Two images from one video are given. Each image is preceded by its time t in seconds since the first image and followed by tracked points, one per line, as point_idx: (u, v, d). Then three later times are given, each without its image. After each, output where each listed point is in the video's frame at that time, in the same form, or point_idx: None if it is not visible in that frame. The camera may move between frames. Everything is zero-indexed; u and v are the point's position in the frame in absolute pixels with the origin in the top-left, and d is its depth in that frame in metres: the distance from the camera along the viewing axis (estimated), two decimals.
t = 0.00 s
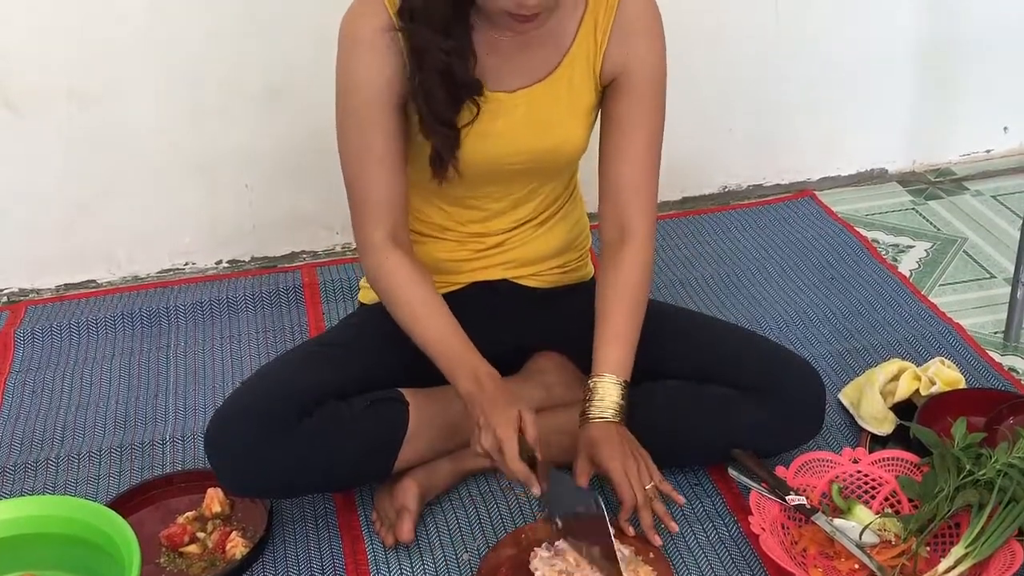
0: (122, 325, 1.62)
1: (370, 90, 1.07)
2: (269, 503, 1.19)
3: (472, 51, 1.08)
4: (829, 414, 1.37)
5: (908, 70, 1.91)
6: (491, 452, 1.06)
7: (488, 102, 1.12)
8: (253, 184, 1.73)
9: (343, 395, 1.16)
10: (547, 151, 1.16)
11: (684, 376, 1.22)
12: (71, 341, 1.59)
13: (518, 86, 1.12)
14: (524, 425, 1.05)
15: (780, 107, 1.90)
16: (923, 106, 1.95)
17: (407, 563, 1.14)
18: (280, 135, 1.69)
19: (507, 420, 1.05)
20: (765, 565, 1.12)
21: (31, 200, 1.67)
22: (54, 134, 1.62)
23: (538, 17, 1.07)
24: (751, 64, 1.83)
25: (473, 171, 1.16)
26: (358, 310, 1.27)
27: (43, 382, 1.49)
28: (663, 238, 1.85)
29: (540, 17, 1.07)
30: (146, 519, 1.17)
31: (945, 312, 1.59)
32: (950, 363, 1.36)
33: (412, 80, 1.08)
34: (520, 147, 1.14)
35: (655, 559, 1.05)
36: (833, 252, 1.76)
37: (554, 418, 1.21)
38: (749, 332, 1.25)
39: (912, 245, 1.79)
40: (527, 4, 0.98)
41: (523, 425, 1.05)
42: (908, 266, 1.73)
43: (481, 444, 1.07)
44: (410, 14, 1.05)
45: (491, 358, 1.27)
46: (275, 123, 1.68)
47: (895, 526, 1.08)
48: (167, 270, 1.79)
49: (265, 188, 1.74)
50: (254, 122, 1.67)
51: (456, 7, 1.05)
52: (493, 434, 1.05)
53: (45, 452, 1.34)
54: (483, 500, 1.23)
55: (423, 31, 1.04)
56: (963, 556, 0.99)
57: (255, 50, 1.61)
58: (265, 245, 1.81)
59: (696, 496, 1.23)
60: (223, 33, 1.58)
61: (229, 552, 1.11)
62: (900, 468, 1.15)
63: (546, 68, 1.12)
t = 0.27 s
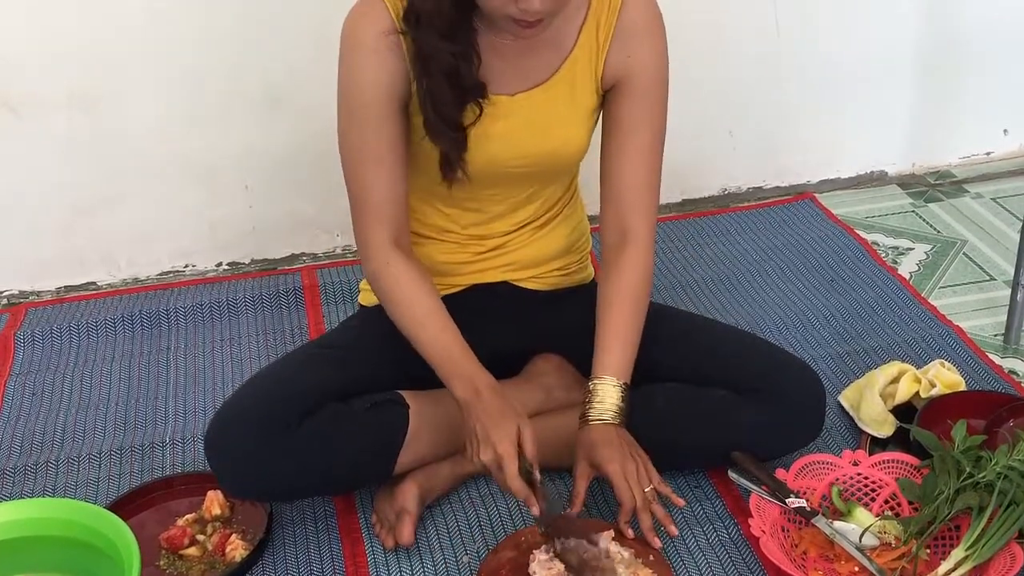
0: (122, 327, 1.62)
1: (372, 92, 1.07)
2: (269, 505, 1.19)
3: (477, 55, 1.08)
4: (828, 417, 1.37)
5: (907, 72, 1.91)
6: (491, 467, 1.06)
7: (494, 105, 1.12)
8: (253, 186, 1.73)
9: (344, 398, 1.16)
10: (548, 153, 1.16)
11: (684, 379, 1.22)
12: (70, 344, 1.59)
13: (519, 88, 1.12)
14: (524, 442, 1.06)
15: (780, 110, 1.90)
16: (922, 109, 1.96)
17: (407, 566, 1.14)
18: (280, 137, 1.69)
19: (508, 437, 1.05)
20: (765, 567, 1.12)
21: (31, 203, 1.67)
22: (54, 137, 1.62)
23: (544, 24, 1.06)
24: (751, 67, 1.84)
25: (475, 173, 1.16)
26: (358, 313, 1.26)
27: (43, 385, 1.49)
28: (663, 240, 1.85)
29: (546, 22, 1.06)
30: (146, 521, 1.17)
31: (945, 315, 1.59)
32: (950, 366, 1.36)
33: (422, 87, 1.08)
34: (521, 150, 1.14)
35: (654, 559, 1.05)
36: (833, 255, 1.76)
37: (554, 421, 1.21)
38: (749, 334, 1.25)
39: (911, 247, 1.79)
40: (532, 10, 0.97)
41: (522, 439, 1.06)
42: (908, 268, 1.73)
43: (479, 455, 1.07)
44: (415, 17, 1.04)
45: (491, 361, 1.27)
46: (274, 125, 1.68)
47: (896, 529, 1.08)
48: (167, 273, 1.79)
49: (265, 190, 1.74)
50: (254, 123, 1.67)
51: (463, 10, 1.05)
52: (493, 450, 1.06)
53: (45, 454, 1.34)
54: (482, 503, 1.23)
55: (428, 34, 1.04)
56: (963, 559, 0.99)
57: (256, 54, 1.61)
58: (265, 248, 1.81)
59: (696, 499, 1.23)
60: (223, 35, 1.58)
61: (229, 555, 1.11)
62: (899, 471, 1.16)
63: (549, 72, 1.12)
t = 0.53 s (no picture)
0: (122, 330, 1.62)
1: (373, 94, 1.07)
2: (269, 509, 1.19)
3: (479, 57, 1.08)
4: (829, 420, 1.37)
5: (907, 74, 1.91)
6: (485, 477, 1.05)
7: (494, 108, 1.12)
8: (253, 188, 1.73)
9: (344, 401, 1.16)
10: (549, 156, 1.16)
11: (684, 382, 1.22)
12: (71, 347, 1.59)
13: (520, 91, 1.12)
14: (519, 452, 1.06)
15: (780, 112, 1.90)
16: (922, 112, 1.96)
17: (407, 569, 1.14)
18: (281, 140, 1.69)
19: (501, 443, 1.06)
20: (765, 570, 1.12)
21: (31, 206, 1.67)
22: (54, 140, 1.62)
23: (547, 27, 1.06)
24: (751, 69, 1.84)
25: (476, 176, 1.16)
26: (359, 316, 1.27)
27: (43, 388, 1.49)
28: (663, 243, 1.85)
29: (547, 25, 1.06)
30: (146, 524, 1.17)
31: (945, 318, 1.59)
32: (950, 369, 1.36)
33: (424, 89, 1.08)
34: (523, 153, 1.14)
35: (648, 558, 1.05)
36: (833, 257, 1.76)
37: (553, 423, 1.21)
38: (749, 337, 1.25)
39: (911, 250, 1.79)
40: (534, 13, 0.97)
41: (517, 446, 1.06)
42: (908, 271, 1.73)
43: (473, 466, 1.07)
44: (417, 18, 1.04)
45: (491, 363, 1.27)
46: (274, 127, 1.68)
47: (895, 532, 1.07)
48: (167, 275, 1.79)
49: (266, 193, 1.74)
50: (254, 126, 1.67)
51: (465, 13, 1.05)
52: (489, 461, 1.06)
53: (45, 457, 1.34)
54: (483, 506, 1.23)
55: (429, 36, 1.04)
56: (964, 562, 1.00)
57: (255, 56, 1.61)
58: (265, 250, 1.81)
59: (696, 502, 1.23)
60: (223, 38, 1.59)
61: (229, 558, 1.11)
62: (900, 474, 1.16)
63: (551, 75, 1.13)
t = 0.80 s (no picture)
0: (122, 334, 1.62)
1: (372, 96, 1.08)
2: (269, 513, 1.19)
3: (478, 57, 1.09)
4: (829, 425, 1.37)
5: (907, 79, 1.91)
6: (485, 466, 1.04)
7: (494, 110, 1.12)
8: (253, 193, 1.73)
9: (344, 405, 1.16)
10: (548, 159, 1.16)
11: (684, 386, 1.22)
12: (70, 351, 1.59)
13: (520, 94, 1.12)
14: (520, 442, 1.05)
15: (779, 117, 1.90)
16: (921, 117, 1.96)
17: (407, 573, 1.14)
18: (281, 143, 1.70)
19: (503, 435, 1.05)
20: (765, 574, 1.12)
21: (32, 211, 1.67)
22: (54, 145, 1.62)
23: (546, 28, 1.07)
24: (750, 75, 1.84)
25: (475, 179, 1.16)
26: (359, 320, 1.27)
27: (43, 392, 1.49)
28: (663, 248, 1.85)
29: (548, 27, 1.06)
30: (146, 528, 1.17)
31: (945, 322, 1.59)
32: (950, 373, 1.36)
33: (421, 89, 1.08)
34: (522, 155, 1.14)
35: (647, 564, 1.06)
36: (833, 262, 1.76)
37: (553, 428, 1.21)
38: (749, 341, 1.25)
39: (911, 255, 1.79)
40: (533, 14, 0.98)
41: (519, 441, 1.06)
42: (908, 275, 1.73)
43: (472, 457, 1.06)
44: (416, 18, 1.05)
45: (491, 368, 1.27)
46: (274, 131, 1.68)
47: (896, 536, 1.07)
48: (167, 280, 1.79)
49: (266, 197, 1.75)
50: (254, 130, 1.67)
51: (465, 15, 1.05)
52: (490, 448, 1.05)
53: (45, 462, 1.34)
54: (483, 510, 1.23)
55: (430, 38, 1.05)
56: (964, 566, 1.00)
57: (255, 62, 1.61)
58: (265, 255, 1.81)
59: (696, 506, 1.23)
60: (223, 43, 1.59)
61: (228, 562, 1.11)
62: (900, 478, 1.15)
63: (550, 78, 1.13)
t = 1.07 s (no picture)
0: (122, 340, 1.62)
1: (373, 103, 1.08)
2: (269, 519, 1.18)
3: (483, 64, 1.09)
4: (829, 430, 1.37)
5: (907, 86, 1.92)
6: (487, 478, 1.04)
7: (495, 117, 1.12)
8: (253, 199, 1.73)
9: (344, 411, 1.16)
10: (549, 165, 1.16)
11: (684, 393, 1.22)
12: (70, 357, 1.59)
13: (521, 100, 1.12)
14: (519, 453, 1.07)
15: (779, 122, 1.91)
16: (921, 122, 1.96)
17: None
18: (282, 149, 1.70)
19: (504, 448, 1.06)
20: None
21: (32, 216, 1.67)
22: (55, 150, 1.62)
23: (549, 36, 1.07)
24: (750, 80, 1.84)
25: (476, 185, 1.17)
26: (359, 326, 1.27)
27: (43, 398, 1.49)
28: (663, 253, 1.85)
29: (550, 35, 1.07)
30: (146, 534, 1.17)
31: (945, 328, 1.59)
32: (950, 379, 1.36)
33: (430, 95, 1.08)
34: (523, 161, 1.15)
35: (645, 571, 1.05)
36: (833, 268, 1.76)
37: (553, 434, 1.21)
38: (749, 347, 1.25)
39: (911, 260, 1.79)
40: (538, 23, 0.98)
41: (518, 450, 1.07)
42: (908, 281, 1.73)
43: (474, 471, 1.06)
44: (422, 26, 1.04)
45: (492, 374, 1.27)
46: (274, 137, 1.68)
47: (896, 543, 1.07)
48: (168, 285, 1.79)
49: (266, 203, 1.75)
50: (254, 136, 1.67)
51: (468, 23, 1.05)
52: (490, 460, 1.05)
53: (44, 468, 1.34)
54: (483, 516, 1.23)
55: (432, 45, 1.05)
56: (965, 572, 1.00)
57: (255, 67, 1.61)
58: (265, 260, 1.81)
59: (696, 512, 1.23)
60: (224, 49, 1.59)
61: (228, 569, 1.11)
62: (900, 484, 1.16)
63: (552, 84, 1.13)
